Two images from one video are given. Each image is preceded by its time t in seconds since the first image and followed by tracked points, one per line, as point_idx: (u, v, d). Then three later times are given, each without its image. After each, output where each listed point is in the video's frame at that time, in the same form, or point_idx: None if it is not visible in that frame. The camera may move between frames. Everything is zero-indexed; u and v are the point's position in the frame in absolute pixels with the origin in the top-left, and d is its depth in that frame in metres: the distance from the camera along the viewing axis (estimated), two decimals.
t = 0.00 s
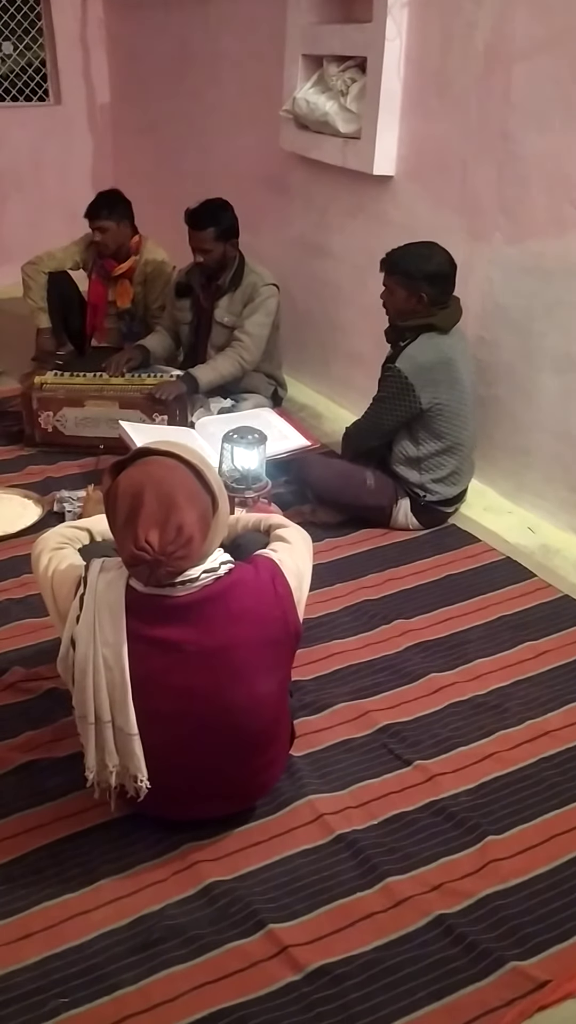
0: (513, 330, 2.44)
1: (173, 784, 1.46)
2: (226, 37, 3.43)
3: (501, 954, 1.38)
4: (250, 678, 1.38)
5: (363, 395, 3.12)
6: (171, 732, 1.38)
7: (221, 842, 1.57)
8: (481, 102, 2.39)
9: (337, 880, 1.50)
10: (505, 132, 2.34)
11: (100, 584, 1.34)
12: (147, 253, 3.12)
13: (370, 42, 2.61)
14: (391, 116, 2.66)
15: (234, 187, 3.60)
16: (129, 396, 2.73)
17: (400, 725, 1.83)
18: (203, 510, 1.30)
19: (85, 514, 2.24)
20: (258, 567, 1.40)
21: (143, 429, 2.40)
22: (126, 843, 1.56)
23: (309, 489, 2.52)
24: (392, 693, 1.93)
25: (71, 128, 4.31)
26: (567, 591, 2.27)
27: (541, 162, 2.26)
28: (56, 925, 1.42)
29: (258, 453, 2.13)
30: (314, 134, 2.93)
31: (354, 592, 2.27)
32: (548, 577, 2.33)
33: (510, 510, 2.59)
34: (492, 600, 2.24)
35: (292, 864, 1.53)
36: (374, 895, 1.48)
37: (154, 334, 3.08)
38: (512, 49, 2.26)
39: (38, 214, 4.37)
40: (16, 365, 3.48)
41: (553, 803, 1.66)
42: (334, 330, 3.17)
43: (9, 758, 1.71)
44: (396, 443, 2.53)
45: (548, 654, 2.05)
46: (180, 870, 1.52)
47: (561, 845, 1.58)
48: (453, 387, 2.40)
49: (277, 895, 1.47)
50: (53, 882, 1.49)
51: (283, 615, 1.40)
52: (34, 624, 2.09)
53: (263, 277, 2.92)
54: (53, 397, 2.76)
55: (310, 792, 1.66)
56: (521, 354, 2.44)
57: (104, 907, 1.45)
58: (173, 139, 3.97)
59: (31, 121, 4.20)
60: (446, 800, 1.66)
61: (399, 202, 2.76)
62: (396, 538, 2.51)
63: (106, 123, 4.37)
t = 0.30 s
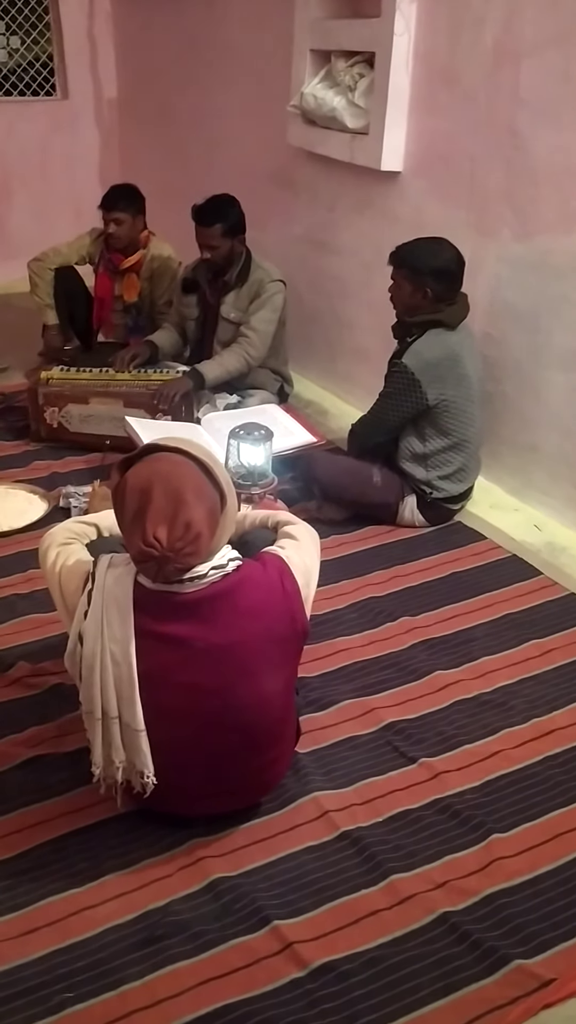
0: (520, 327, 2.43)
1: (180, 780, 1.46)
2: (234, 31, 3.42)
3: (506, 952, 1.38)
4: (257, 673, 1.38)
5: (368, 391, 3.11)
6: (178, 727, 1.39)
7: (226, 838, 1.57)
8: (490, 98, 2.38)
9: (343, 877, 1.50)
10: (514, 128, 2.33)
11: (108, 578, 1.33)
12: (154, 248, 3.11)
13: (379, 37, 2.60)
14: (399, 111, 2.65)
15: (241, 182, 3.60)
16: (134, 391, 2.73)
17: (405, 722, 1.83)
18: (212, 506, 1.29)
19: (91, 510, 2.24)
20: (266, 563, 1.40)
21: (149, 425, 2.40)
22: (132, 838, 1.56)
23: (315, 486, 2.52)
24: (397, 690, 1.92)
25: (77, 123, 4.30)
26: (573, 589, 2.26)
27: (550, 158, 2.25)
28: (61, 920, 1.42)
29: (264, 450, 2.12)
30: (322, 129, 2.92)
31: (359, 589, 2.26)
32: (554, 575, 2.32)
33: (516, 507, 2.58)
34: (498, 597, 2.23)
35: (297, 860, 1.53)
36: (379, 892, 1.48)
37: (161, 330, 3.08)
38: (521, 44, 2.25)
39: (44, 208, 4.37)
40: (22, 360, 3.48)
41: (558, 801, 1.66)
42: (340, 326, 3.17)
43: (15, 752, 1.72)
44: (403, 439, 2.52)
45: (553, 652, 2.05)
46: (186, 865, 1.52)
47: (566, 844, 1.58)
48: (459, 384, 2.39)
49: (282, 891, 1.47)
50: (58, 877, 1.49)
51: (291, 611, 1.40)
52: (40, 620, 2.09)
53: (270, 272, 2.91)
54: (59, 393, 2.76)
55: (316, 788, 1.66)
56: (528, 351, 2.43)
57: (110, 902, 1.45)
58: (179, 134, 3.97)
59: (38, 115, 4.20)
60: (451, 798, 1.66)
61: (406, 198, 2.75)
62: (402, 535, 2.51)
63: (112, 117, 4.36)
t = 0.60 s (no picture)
0: (528, 324, 2.43)
1: (185, 776, 1.47)
2: (243, 26, 3.41)
3: (509, 950, 1.38)
4: (264, 670, 1.38)
5: (375, 388, 3.11)
6: (184, 723, 1.39)
7: (231, 835, 1.57)
8: (499, 95, 2.37)
9: (347, 873, 1.51)
10: (523, 124, 2.32)
11: (114, 576, 1.33)
12: (160, 244, 3.11)
13: (387, 32, 2.60)
14: (408, 107, 2.65)
15: (248, 177, 3.59)
16: (141, 387, 2.73)
17: (410, 720, 1.83)
18: (217, 504, 1.29)
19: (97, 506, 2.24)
20: (273, 561, 1.40)
21: (157, 421, 2.39)
22: (137, 833, 1.57)
23: (321, 482, 2.51)
24: (403, 687, 1.92)
25: (84, 117, 4.30)
26: None
27: (559, 154, 2.24)
28: (65, 915, 1.42)
29: (270, 446, 2.14)
30: (330, 125, 2.92)
31: (365, 586, 2.26)
32: (560, 573, 2.32)
33: (522, 505, 2.58)
34: (504, 596, 2.23)
35: (301, 857, 1.53)
36: (383, 889, 1.48)
37: (168, 326, 3.07)
38: (531, 40, 2.25)
39: (51, 203, 4.37)
40: (28, 355, 3.48)
41: (563, 800, 1.66)
42: (347, 322, 3.16)
43: (21, 747, 1.72)
44: (408, 435, 2.52)
45: (559, 650, 2.05)
46: (190, 861, 1.52)
47: (571, 843, 1.58)
48: (465, 381, 2.39)
49: (286, 887, 1.47)
50: (63, 871, 1.50)
51: (297, 609, 1.40)
52: (46, 614, 2.09)
53: (277, 268, 2.91)
54: (65, 388, 2.76)
55: (320, 785, 1.66)
56: (536, 348, 2.43)
57: (115, 896, 1.45)
58: (187, 129, 3.96)
59: (45, 110, 4.20)
60: (455, 796, 1.66)
61: (414, 194, 2.74)
62: (408, 532, 2.51)
63: (120, 112, 4.36)
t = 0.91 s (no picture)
0: (535, 321, 2.42)
1: (189, 772, 1.47)
2: (251, 21, 3.40)
3: (512, 948, 1.38)
4: (269, 666, 1.38)
5: (380, 385, 3.11)
6: (188, 719, 1.39)
7: (234, 830, 1.57)
8: (507, 90, 2.36)
9: (350, 870, 1.51)
10: (531, 121, 2.31)
11: (120, 571, 1.33)
12: (166, 239, 3.11)
13: (396, 27, 2.59)
14: (416, 103, 2.64)
15: (255, 172, 3.58)
16: (148, 381, 2.73)
17: (414, 717, 1.83)
18: (223, 500, 1.29)
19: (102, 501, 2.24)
20: (277, 557, 1.40)
21: (162, 417, 2.39)
22: (140, 829, 1.57)
23: (326, 480, 2.52)
24: (407, 684, 1.92)
25: (92, 112, 4.29)
26: None
27: (567, 150, 2.23)
28: (70, 908, 1.42)
29: (276, 442, 2.12)
30: (338, 120, 2.91)
31: (370, 582, 2.26)
32: (565, 571, 2.31)
33: (527, 503, 2.57)
34: (509, 593, 2.23)
35: (305, 853, 1.53)
36: (386, 886, 1.48)
37: (174, 321, 3.07)
38: (540, 36, 2.24)
39: (58, 197, 4.36)
40: (34, 349, 3.48)
41: (567, 798, 1.66)
42: (353, 319, 3.16)
43: (25, 742, 1.72)
44: (414, 430, 2.51)
45: (563, 649, 2.04)
46: (193, 856, 1.52)
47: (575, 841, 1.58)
48: (471, 377, 2.38)
49: (289, 884, 1.48)
50: (67, 866, 1.50)
51: (302, 605, 1.40)
52: (51, 609, 2.09)
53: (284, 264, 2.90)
54: (71, 382, 2.76)
55: (324, 782, 1.66)
56: (542, 346, 2.42)
57: (119, 891, 1.46)
58: (194, 123, 3.95)
59: (52, 104, 4.19)
60: (459, 793, 1.66)
61: (421, 189, 2.73)
62: (413, 529, 2.51)
63: (127, 106, 4.35)
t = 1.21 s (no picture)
0: (540, 318, 2.41)
1: (192, 766, 1.47)
2: (257, 16, 3.40)
3: (515, 945, 1.38)
4: (272, 660, 1.38)
5: (385, 382, 3.10)
6: (192, 713, 1.39)
7: (237, 826, 1.57)
8: (514, 85, 2.35)
9: (353, 866, 1.51)
10: (538, 117, 2.31)
11: (123, 565, 1.33)
12: (170, 233, 3.10)
13: (403, 23, 2.58)
14: (422, 98, 2.63)
15: (261, 168, 3.58)
16: (151, 378, 2.71)
17: (418, 713, 1.83)
18: (225, 494, 1.29)
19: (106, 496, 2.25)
20: (281, 551, 1.40)
21: (166, 411, 2.39)
22: (143, 823, 1.57)
23: (331, 474, 2.51)
24: (410, 680, 1.92)
25: (97, 106, 4.29)
26: None
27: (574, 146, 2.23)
28: (73, 902, 1.43)
29: (280, 438, 2.13)
30: (344, 115, 2.90)
31: (374, 579, 2.26)
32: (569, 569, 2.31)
33: (532, 500, 2.57)
34: (513, 590, 2.22)
35: (307, 848, 1.53)
36: (389, 882, 1.48)
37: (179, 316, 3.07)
38: (547, 32, 2.23)
39: (63, 192, 4.36)
40: (39, 345, 3.48)
41: (570, 796, 1.66)
42: (358, 315, 3.15)
43: (28, 736, 1.72)
44: (419, 426, 2.50)
45: (567, 646, 2.04)
46: (196, 851, 1.52)
47: None
48: (476, 373, 2.37)
49: (292, 879, 1.48)
50: (70, 860, 1.50)
51: (305, 599, 1.40)
52: (55, 604, 2.09)
53: (289, 259, 2.90)
54: (75, 378, 2.75)
55: (327, 778, 1.66)
56: (548, 342, 2.41)
57: (122, 885, 1.46)
58: (200, 118, 3.95)
59: (58, 98, 4.19)
60: (462, 790, 1.66)
61: (427, 185, 2.73)
62: (417, 526, 2.50)
63: (132, 101, 4.35)
